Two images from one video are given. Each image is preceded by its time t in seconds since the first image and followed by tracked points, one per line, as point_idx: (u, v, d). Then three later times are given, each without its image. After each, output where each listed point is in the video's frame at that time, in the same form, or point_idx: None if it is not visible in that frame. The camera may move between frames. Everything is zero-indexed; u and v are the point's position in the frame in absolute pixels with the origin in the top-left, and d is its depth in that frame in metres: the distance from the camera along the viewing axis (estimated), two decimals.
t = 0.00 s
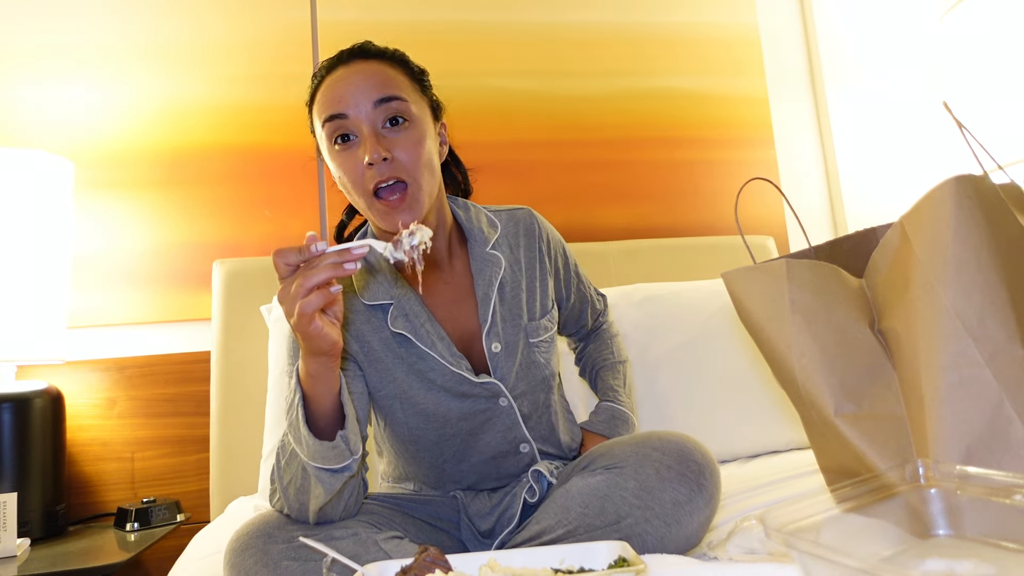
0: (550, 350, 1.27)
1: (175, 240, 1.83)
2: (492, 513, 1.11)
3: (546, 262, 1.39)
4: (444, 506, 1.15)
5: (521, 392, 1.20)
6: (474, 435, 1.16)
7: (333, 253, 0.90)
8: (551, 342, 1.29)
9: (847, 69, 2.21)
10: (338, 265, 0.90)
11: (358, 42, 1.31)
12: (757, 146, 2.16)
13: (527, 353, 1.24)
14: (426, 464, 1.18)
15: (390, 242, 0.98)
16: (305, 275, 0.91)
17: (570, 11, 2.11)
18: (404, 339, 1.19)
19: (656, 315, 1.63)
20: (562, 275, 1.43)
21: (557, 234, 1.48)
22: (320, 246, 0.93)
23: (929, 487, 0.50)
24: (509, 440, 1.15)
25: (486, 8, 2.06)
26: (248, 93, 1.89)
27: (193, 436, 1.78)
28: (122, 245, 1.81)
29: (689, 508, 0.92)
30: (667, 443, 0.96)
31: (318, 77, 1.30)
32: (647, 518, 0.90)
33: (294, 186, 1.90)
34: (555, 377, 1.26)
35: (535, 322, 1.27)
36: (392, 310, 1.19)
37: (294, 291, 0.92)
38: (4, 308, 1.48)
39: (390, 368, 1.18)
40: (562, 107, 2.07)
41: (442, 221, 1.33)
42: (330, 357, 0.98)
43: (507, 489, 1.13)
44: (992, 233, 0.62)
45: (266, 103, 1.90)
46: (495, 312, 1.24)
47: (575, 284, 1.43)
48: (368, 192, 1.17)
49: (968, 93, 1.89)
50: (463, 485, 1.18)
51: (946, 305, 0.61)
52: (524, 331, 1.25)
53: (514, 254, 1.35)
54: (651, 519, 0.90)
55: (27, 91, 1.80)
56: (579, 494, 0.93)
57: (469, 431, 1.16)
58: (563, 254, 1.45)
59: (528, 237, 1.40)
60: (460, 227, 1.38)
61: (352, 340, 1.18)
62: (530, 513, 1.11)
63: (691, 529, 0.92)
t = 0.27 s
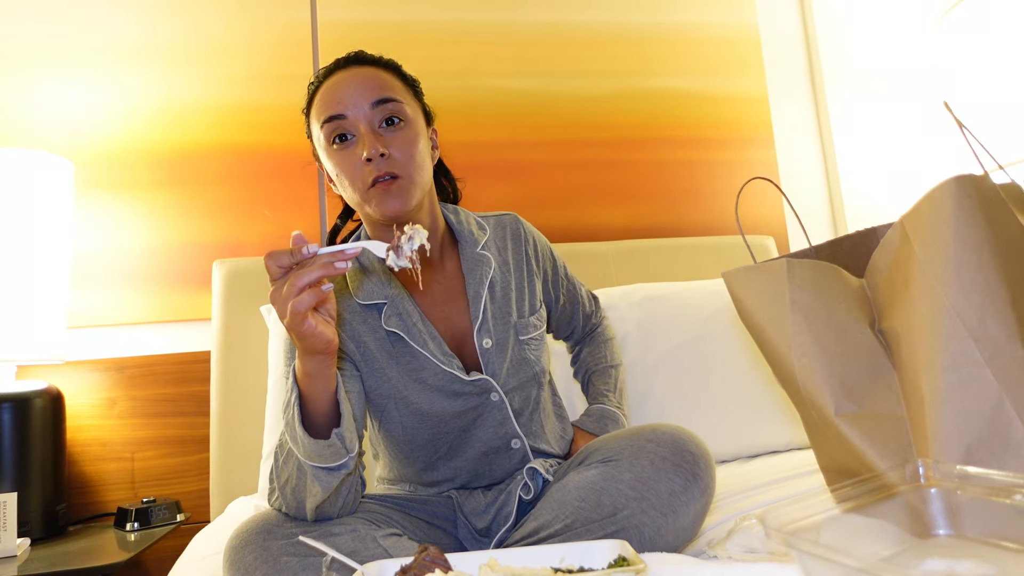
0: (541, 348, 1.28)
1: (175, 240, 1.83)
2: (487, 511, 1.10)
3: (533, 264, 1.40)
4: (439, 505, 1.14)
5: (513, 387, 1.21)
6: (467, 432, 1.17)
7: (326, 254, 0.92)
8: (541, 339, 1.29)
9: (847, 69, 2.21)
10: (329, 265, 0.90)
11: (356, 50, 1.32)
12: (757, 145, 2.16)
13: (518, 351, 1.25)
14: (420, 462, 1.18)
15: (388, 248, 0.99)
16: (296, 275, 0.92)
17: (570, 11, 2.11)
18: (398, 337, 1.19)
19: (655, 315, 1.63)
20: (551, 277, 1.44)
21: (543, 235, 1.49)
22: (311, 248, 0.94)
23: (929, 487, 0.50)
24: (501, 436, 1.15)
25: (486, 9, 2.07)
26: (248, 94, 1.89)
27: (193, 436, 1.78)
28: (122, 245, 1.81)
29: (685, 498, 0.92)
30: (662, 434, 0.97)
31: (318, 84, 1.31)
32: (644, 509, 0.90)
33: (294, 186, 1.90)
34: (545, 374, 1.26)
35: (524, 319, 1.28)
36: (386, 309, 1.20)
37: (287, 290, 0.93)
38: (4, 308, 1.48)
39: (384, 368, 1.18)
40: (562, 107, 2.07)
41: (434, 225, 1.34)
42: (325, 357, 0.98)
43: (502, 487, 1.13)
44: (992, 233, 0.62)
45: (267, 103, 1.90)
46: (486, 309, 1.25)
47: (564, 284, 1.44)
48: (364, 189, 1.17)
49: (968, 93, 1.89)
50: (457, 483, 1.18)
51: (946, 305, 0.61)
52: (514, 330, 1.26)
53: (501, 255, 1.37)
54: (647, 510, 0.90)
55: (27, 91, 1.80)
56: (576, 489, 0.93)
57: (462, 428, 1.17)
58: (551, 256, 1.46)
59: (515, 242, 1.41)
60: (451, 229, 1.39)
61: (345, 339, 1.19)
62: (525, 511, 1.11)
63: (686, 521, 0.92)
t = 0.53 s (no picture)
0: (532, 344, 1.28)
1: (175, 240, 1.83)
2: (485, 508, 1.11)
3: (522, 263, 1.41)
4: (436, 503, 1.13)
5: (503, 384, 1.21)
6: (460, 429, 1.17)
7: (329, 259, 0.92)
8: (533, 336, 1.30)
9: (847, 69, 2.21)
10: (332, 269, 0.91)
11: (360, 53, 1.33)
12: (757, 145, 2.16)
13: (510, 349, 1.25)
14: (416, 461, 1.18)
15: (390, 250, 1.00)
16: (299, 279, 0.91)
17: (570, 11, 2.11)
18: (391, 336, 1.20)
19: (655, 314, 1.63)
20: (548, 273, 1.43)
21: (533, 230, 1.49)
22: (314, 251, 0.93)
23: (929, 487, 0.50)
24: (494, 432, 1.16)
25: (486, 9, 2.07)
26: (248, 94, 1.89)
27: (193, 436, 1.78)
28: (122, 245, 1.81)
29: (681, 491, 0.92)
30: (658, 429, 0.97)
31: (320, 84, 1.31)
32: (642, 502, 0.90)
33: (294, 186, 1.90)
34: (537, 372, 1.27)
35: (514, 318, 1.28)
36: (379, 308, 1.21)
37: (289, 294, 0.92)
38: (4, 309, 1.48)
39: (379, 368, 1.18)
40: (562, 107, 2.07)
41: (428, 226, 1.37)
42: (326, 359, 0.97)
43: (499, 484, 1.13)
44: (991, 233, 0.62)
45: (267, 103, 1.90)
46: (474, 308, 1.26)
47: (567, 273, 1.43)
48: (367, 187, 1.17)
49: (968, 93, 1.90)
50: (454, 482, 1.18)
51: (946, 305, 0.61)
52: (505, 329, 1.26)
53: (490, 255, 1.38)
54: (645, 504, 0.90)
55: (27, 91, 1.80)
56: (574, 485, 0.94)
57: (455, 426, 1.17)
58: (545, 247, 1.46)
59: (502, 243, 1.41)
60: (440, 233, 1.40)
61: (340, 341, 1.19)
62: (522, 508, 1.11)
63: (684, 515, 0.92)
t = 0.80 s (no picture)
0: (527, 343, 1.29)
1: (175, 240, 1.83)
2: (484, 507, 1.10)
3: (513, 264, 1.41)
4: (436, 503, 1.13)
5: (498, 382, 1.21)
6: (457, 428, 1.17)
7: (326, 255, 0.92)
8: (527, 336, 1.30)
9: (848, 69, 2.21)
10: (329, 266, 0.91)
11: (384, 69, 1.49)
12: (757, 145, 2.16)
13: (505, 347, 1.25)
14: (414, 461, 1.18)
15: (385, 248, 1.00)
16: (296, 275, 0.92)
17: (570, 11, 2.11)
18: (386, 336, 1.20)
19: (655, 314, 1.63)
20: (539, 277, 1.43)
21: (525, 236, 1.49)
22: (311, 249, 0.94)
23: (929, 487, 0.50)
24: (489, 429, 1.16)
25: (486, 9, 2.07)
26: (248, 94, 1.90)
27: (193, 436, 1.78)
28: (122, 245, 1.81)
29: (681, 489, 0.92)
30: (657, 427, 0.97)
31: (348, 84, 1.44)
32: (641, 500, 0.90)
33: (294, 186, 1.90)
34: (533, 371, 1.27)
35: (508, 317, 1.29)
36: (375, 309, 1.21)
37: (286, 290, 0.92)
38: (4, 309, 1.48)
39: (375, 368, 1.19)
40: (562, 107, 2.07)
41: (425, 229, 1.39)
42: (322, 356, 0.98)
43: (498, 483, 1.12)
44: (991, 233, 0.62)
45: (267, 103, 1.90)
46: (468, 308, 1.27)
47: (554, 281, 1.43)
48: (396, 172, 1.28)
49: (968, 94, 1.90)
50: (452, 482, 1.17)
51: (946, 305, 0.61)
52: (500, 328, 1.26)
53: (483, 255, 1.39)
54: (645, 502, 0.90)
55: (27, 91, 1.80)
56: (575, 484, 0.94)
57: (452, 425, 1.17)
58: (534, 254, 1.45)
59: (494, 243, 1.42)
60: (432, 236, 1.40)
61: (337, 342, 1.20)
62: (522, 508, 1.10)
63: (684, 513, 0.92)
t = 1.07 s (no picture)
0: (523, 342, 1.28)
1: (175, 240, 1.83)
2: (482, 505, 1.10)
3: (510, 266, 1.42)
4: (434, 502, 1.13)
5: (495, 379, 1.21)
6: (454, 425, 1.17)
7: (330, 266, 0.91)
8: (524, 334, 1.30)
9: (848, 68, 2.21)
10: (333, 278, 0.90)
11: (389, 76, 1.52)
12: (757, 145, 2.16)
13: (502, 346, 1.25)
14: (412, 460, 1.18)
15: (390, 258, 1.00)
16: (301, 285, 0.91)
17: (570, 11, 2.11)
18: (387, 333, 1.21)
19: (656, 314, 1.63)
20: (533, 280, 1.43)
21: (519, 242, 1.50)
22: (316, 258, 0.93)
23: (929, 487, 0.50)
24: (485, 426, 1.16)
25: (486, 9, 2.07)
26: (248, 94, 1.90)
27: (193, 436, 1.78)
28: (122, 245, 1.81)
29: (679, 483, 0.92)
30: (654, 421, 0.97)
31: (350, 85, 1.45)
32: (638, 494, 0.90)
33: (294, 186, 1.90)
34: (529, 370, 1.27)
35: (504, 316, 1.29)
36: (375, 306, 1.21)
37: (291, 299, 0.92)
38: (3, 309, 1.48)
39: (374, 366, 1.19)
40: (562, 107, 2.07)
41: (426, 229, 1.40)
42: (326, 365, 0.98)
43: (495, 482, 1.12)
44: (992, 233, 0.62)
45: (267, 103, 1.90)
46: (466, 305, 1.27)
47: (547, 285, 1.43)
48: (407, 161, 1.29)
49: (968, 93, 1.90)
50: (450, 481, 1.17)
51: (947, 305, 0.61)
52: (496, 325, 1.27)
53: (480, 255, 1.39)
54: (642, 496, 0.90)
55: (27, 91, 1.80)
56: (572, 479, 0.94)
57: (449, 422, 1.17)
58: (530, 259, 1.46)
59: (491, 245, 1.42)
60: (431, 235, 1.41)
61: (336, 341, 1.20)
62: (520, 506, 1.10)
63: (681, 507, 0.92)
